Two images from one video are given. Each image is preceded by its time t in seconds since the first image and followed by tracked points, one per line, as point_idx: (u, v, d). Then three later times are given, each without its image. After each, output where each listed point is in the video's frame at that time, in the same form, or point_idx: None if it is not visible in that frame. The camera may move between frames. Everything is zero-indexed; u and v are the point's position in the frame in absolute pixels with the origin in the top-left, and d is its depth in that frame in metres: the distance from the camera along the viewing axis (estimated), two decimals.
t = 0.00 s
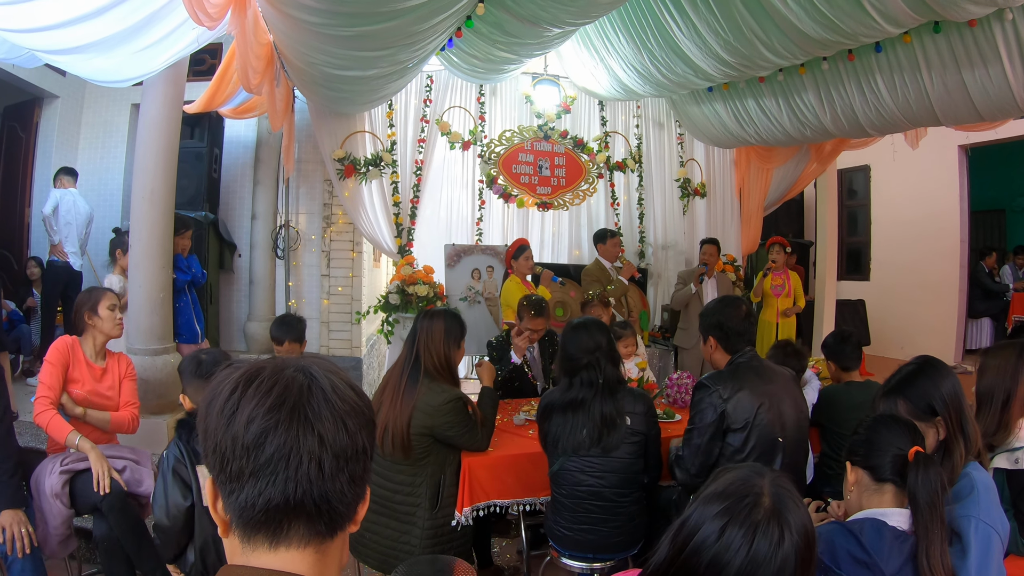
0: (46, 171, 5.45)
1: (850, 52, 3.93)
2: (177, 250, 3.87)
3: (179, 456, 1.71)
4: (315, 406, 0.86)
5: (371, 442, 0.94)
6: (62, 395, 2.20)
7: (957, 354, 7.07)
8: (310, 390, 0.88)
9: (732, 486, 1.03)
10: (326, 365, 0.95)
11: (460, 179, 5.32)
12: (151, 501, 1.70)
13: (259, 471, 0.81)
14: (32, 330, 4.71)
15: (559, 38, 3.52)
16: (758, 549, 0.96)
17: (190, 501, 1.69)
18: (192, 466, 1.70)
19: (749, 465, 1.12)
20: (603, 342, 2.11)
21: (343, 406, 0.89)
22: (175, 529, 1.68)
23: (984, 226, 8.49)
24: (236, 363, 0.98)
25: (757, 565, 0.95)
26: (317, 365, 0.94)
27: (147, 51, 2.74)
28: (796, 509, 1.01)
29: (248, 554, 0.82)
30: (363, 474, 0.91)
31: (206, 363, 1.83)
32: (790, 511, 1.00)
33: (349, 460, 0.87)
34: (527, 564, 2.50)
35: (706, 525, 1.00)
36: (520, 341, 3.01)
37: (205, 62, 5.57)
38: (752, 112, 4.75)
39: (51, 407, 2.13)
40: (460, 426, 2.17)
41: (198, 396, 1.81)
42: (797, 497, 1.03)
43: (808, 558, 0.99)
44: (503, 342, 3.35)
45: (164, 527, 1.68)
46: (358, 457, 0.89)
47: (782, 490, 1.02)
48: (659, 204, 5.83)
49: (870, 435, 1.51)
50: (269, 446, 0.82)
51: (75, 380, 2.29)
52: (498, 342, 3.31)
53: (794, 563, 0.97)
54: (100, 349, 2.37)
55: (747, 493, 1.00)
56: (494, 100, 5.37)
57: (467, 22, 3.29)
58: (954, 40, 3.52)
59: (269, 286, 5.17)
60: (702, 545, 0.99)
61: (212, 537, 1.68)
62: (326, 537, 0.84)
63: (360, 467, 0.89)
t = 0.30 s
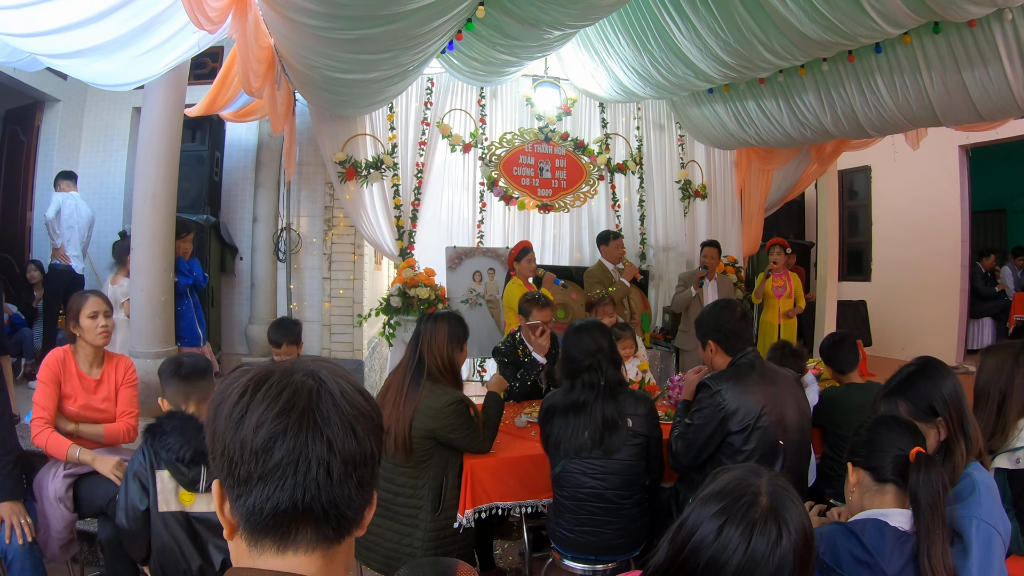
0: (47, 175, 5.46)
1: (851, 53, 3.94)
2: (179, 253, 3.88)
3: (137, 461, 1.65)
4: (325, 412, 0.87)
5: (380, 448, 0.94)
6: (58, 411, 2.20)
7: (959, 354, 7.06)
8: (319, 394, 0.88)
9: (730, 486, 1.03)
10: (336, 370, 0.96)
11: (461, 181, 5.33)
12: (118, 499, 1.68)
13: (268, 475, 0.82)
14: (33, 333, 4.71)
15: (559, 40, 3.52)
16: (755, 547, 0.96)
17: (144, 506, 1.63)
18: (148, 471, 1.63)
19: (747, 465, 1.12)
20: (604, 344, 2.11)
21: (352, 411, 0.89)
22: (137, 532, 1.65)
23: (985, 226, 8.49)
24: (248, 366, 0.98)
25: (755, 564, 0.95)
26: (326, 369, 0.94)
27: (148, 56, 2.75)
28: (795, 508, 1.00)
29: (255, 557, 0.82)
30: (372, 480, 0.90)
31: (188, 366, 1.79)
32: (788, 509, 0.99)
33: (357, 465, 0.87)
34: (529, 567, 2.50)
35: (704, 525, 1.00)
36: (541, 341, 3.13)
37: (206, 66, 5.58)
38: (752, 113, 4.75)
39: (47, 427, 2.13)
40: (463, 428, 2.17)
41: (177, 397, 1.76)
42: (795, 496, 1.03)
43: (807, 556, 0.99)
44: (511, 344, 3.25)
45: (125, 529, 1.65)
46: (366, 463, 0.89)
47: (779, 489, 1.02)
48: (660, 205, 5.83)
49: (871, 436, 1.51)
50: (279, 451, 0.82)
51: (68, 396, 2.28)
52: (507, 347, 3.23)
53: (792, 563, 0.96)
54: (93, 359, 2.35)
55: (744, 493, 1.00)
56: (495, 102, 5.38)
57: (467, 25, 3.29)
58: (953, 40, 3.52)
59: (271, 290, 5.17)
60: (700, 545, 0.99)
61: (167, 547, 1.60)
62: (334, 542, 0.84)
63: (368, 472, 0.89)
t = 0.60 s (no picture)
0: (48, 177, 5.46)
1: (851, 53, 3.93)
2: (180, 255, 3.88)
3: (114, 464, 1.63)
4: (317, 414, 0.86)
5: (377, 449, 0.93)
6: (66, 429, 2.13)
7: (960, 353, 7.06)
8: (312, 397, 0.87)
9: (731, 487, 1.03)
10: (332, 372, 0.95)
11: (462, 183, 5.33)
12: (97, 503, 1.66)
13: (261, 479, 0.82)
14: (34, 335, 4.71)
15: (559, 41, 3.52)
16: (757, 548, 0.96)
17: (122, 510, 1.62)
18: (125, 474, 1.62)
19: (749, 466, 1.11)
20: (605, 345, 2.11)
21: (346, 414, 0.88)
22: (116, 536, 1.64)
23: (985, 225, 8.49)
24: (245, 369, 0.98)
25: (757, 564, 0.95)
26: (321, 371, 0.93)
27: (149, 58, 2.76)
28: (797, 508, 1.00)
29: (253, 560, 0.83)
30: (368, 482, 0.90)
31: (165, 363, 1.78)
32: (790, 510, 0.99)
33: (352, 468, 0.87)
34: (530, 568, 2.49)
35: (706, 525, 1.00)
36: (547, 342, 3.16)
37: (207, 68, 5.59)
38: (752, 114, 4.75)
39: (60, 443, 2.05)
40: (463, 429, 2.17)
41: (153, 396, 1.75)
42: (797, 497, 1.03)
43: (809, 557, 0.98)
44: (513, 347, 3.25)
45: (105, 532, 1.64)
46: (362, 465, 0.88)
47: (782, 489, 1.02)
48: (661, 206, 5.83)
49: (873, 436, 1.51)
50: (271, 454, 0.82)
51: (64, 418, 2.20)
52: (509, 350, 3.23)
53: (795, 563, 0.96)
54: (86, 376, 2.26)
55: (746, 493, 1.00)
56: (495, 104, 5.38)
57: (467, 26, 3.29)
58: (954, 40, 3.52)
59: (272, 292, 5.17)
60: (703, 545, 0.99)
61: (146, 549, 1.61)
62: (330, 544, 0.84)
63: (364, 474, 0.89)
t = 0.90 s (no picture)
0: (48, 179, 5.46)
1: (850, 52, 3.93)
2: (181, 256, 3.88)
3: (107, 465, 1.64)
4: (310, 416, 0.85)
5: (375, 452, 0.91)
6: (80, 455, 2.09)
7: (961, 352, 7.05)
8: (305, 399, 0.86)
9: (734, 487, 1.03)
10: (330, 373, 0.94)
11: (462, 184, 5.34)
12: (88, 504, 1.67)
13: (254, 481, 0.82)
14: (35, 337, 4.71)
15: (559, 42, 3.52)
16: (759, 548, 0.95)
17: (113, 511, 1.62)
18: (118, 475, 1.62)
19: (751, 466, 1.11)
20: (605, 345, 2.10)
21: (341, 416, 0.87)
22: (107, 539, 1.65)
23: (986, 224, 8.48)
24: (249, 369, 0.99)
25: (759, 565, 0.95)
26: (319, 372, 0.92)
27: (149, 59, 2.76)
28: (799, 509, 1.00)
29: (251, 563, 0.83)
30: (364, 486, 0.88)
31: (160, 369, 1.77)
32: (792, 511, 0.99)
33: (347, 472, 0.85)
34: (530, 568, 2.49)
35: (708, 525, 1.00)
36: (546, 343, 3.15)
37: (206, 69, 5.60)
38: (753, 113, 4.75)
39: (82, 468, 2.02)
40: (462, 430, 2.16)
41: (152, 400, 1.75)
42: (800, 498, 1.03)
43: (811, 558, 0.98)
44: (513, 347, 3.26)
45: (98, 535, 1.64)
46: (358, 468, 0.87)
47: (784, 490, 1.01)
48: (661, 206, 5.83)
49: (874, 435, 1.51)
50: (263, 456, 0.82)
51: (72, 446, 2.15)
52: (508, 351, 3.24)
53: (796, 564, 0.96)
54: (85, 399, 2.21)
55: (748, 493, 1.00)
56: (495, 104, 5.38)
57: (467, 26, 3.29)
58: (953, 38, 3.52)
59: (272, 292, 5.17)
60: (704, 545, 0.99)
61: (137, 552, 1.60)
62: (325, 548, 0.83)
63: (360, 477, 0.87)
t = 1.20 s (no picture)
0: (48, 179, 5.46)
1: (850, 52, 3.92)
2: (181, 256, 3.88)
3: (98, 466, 1.62)
4: (309, 416, 0.85)
5: (376, 452, 0.90)
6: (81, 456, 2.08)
7: (961, 351, 7.04)
8: (303, 399, 0.86)
9: (737, 487, 1.03)
10: (331, 372, 0.93)
11: (462, 183, 5.33)
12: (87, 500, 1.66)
13: (254, 482, 0.82)
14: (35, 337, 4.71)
15: (559, 41, 3.52)
16: (761, 548, 0.95)
17: (107, 514, 1.61)
18: (109, 476, 1.61)
19: (753, 466, 1.11)
20: (605, 344, 2.10)
21: (340, 417, 0.86)
22: (102, 540, 1.64)
23: (987, 223, 8.48)
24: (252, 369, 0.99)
25: (761, 565, 0.95)
26: (320, 371, 0.92)
27: (148, 59, 2.76)
28: (801, 509, 1.00)
29: (252, 564, 0.83)
30: (365, 486, 0.87)
31: (156, 367, 1.77)
32: (795, 511, 0.99)
33: (346, 473, 0.85)
34: (530, 568, 2.48)
35: (710, 525, 1.00)
36: (546, 342, 3.15)
37: (206, 69, 5.60)
38: (753, 112, 4.75)
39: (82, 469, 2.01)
40: (463, 429, 2.16)
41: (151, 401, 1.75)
42: (803, 498, 1.02)
43: (814, 558, 0.98)
44: (513, 347, 3.25)
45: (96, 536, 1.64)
46: (358, 468, 0.86)
47: (787, 490, 1.01)
48: (661, 206, 5.82)
49: (875, 434, 1.51)
50: (261, 457, 0.82)
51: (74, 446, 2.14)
52: (509, 349, 3.22)
53: (799, 565, 0.96)
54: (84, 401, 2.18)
55: (750, 493, 1.00)
56: (495, 104, 5.38)
57: (467, 26, 3.29)
58: (954, 37, 3.51)
59: (272, 292, 5.17)
60: (706, 545, 0.99)
61: (132, 553, 1.60)
62: (326, 549, 0.82)
63: (361, 478, 0.86)
